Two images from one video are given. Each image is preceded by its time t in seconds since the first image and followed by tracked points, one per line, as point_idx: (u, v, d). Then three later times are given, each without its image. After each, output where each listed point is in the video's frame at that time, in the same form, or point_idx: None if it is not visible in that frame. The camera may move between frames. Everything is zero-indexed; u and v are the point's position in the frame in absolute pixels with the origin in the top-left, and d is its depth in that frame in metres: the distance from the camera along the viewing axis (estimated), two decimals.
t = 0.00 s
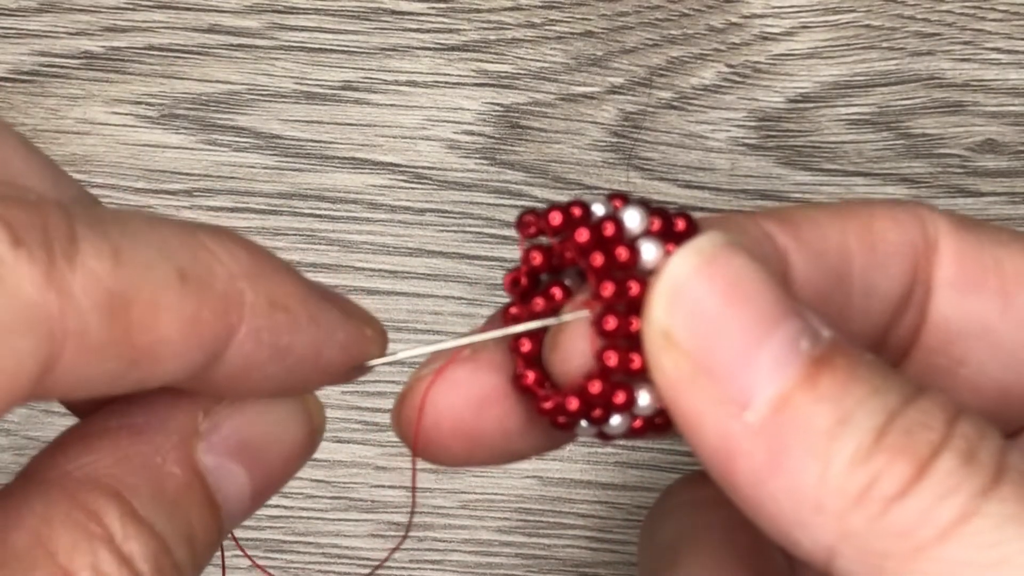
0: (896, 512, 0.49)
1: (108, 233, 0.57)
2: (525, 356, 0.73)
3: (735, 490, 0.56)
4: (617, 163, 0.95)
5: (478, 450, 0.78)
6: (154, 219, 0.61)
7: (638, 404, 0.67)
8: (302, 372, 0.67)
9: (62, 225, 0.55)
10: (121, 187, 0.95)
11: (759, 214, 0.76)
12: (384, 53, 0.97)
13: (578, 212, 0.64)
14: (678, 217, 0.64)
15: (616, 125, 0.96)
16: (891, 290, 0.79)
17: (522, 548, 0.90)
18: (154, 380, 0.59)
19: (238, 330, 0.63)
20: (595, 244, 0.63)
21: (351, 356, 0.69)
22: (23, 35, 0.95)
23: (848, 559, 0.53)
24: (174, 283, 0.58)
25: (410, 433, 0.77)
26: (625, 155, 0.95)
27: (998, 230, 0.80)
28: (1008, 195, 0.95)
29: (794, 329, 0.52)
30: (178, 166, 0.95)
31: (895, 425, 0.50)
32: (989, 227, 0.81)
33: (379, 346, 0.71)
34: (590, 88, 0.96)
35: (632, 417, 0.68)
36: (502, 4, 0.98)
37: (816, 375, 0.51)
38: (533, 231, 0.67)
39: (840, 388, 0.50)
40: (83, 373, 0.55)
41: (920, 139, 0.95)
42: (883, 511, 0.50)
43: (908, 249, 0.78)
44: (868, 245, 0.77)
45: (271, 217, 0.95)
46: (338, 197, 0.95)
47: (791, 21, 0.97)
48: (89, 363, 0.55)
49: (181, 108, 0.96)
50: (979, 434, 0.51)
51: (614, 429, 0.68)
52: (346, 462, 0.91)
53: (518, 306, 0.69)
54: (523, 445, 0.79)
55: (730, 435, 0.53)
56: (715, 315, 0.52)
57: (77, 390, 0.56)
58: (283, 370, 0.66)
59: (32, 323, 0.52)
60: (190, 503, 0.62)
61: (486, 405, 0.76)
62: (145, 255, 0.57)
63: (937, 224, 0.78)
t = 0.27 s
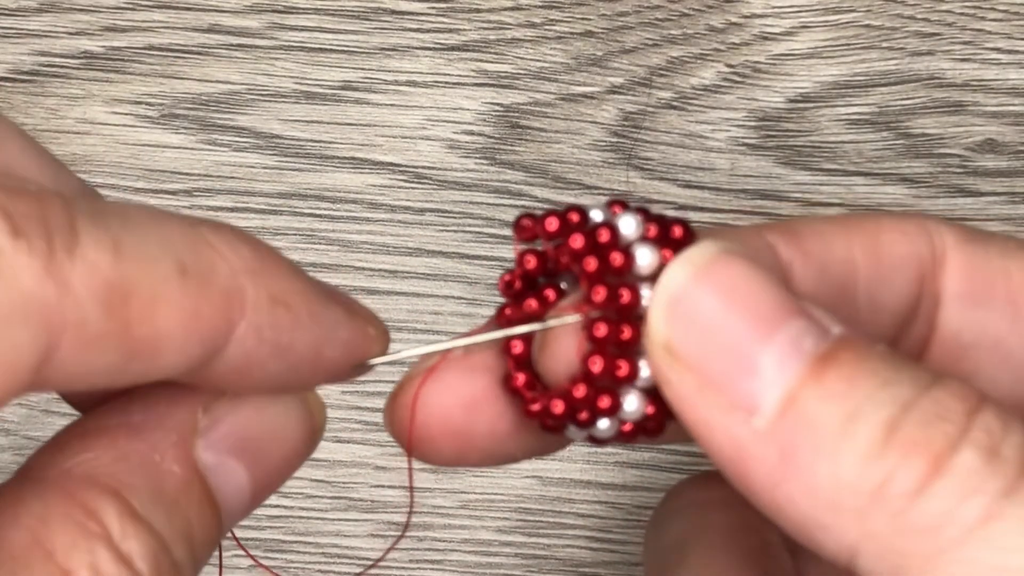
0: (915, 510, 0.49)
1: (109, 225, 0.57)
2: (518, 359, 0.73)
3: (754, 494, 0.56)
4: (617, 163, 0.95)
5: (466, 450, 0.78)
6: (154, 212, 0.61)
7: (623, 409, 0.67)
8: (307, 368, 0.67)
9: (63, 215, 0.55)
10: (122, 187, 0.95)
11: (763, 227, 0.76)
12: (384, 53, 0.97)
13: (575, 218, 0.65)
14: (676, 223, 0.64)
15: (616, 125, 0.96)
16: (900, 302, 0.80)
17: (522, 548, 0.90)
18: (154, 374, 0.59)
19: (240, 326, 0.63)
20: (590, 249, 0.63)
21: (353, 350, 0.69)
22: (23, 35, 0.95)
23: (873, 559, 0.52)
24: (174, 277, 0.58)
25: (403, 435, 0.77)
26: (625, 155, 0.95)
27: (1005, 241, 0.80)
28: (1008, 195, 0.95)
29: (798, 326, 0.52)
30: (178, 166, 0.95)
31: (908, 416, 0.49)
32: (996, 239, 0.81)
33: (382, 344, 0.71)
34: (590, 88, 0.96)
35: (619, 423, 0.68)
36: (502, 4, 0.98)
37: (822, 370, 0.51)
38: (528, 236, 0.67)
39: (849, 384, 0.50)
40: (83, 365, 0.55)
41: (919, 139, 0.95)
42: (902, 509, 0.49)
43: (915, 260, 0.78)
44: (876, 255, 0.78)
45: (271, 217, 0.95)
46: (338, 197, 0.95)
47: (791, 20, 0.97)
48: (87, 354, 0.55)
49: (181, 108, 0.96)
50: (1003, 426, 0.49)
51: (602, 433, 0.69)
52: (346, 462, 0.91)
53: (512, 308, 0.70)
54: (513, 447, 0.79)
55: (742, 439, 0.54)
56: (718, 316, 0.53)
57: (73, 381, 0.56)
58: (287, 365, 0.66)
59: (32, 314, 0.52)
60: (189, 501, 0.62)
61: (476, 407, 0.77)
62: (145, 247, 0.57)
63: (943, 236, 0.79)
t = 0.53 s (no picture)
0: (914, 509, 0.49)
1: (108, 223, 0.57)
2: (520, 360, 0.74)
3: (756, 492, 0.56)
4: (617, 163, 0.95)
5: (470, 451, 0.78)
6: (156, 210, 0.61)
7: (627, 410, 0.67)
8: (302, 366, 0.67)
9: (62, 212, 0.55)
10: (121, 187, 0.95)
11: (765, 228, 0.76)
12: (384, 53, 0.97)
13: (575, 221, 0.65)
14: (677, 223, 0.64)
15: (616, 125, 0.96)
16: (900, 302, 0.80)
17: (522, 548, 0.90)
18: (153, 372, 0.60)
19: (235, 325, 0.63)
20: (591, 252, 0.63)
21: (349, 349, 0.68)
22: (23, 35, 0.95)
23: (873, 558, 0.52)
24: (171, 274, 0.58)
25: (409, 438, 0.77)
26: (625, 155, 0.95)
27: (1007, 242, 0.80)
28: (1008, 195, 0.95)
29: (800, 324, 0.52)
30: (178, 166, 0.95)
31: (908, 416, 0.49)
32: (999, 239, 0.81)
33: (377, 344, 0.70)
34: (590, 88, 0.96)
35: (622, 423, 0.68)
36: (502, 4, 0.98)
37: (822, 369, 0.51)
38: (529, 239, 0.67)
39: (849, 383, 0.50)
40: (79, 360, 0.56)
41: (919, 139, 0.95)
42: (902, 509, 0.49)
43: (916, 262, 0.78)
44: (876, 256, 0.78)
45: (271, 217, 0.95)
46: (338, 197, 0.95)
47: (790, 21, 0.97)
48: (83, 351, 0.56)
49: (181, 108, 0.96)
50: (1003, 425, 0.49)
51: (606, 434, 0.68)
52: (346, 462, 0.91)
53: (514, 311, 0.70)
54: (516, 448, 0.79)
55: (745, 438, 0.54)
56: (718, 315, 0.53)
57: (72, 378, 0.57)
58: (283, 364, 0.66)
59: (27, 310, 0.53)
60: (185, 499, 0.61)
61: (480, 407, 0.77)
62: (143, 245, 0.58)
63: (944, 236, 0.78)
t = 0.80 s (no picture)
0: (880, 505, 0.50)
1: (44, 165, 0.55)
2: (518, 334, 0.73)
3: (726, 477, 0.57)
4: (617, 163, 0.95)
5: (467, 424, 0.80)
6: (99, 155, 0.59)
7: (618, 384, 0.68)
8: (242, 325, 0.66)
9: None
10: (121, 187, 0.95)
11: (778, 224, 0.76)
12: (384, 53, 0.97)
13: (579, 201, 0.65)
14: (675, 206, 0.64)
15: (616, 125, 0.96)
16: (907, 302, 0.80)
17: (522, 548, 0.90)
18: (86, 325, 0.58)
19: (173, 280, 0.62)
20: (586, 229, 0.64)
21: (287, 311, 0.68)
22: (23, 35, 0.95)
23: (834, 548, 0.54)
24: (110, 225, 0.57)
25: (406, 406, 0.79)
26: (625, 155, 0.95)
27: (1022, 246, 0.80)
28: (1008, 195, 0.95)
29: (783, 315, 0.53)
30: (177, 166, 0.95)
31: (882, 412, 0.50)
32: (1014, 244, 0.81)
33: (323, 308, 0.70)
34: (590, 88, 0.96)
35: (616, 400, 0.69)
36: (502, 4, 0.98)
37: (802, 362, 0.52)
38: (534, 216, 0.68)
39: (828, 376, 0.51)
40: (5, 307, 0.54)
41: (919, 139, 0.95)
42: (868, 504, 0.50)
43: (926, 262, 0.78)
44: (887, 254, 0.78)
45: (271, 217, 0.95)
46: (338, 197, 0.95)
47: (790, 21, 0.97)
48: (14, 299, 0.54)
49: (181, 108, 0.96)
50: (976, 432, 0.51)
51: (599, 410, 0.69)
52: (346, 462, 0.90)
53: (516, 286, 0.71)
54: (512, 423, 0.80)
55: (720, 423, 0.54)
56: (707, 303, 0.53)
57: None
58: (221, 324, 0.65)
59: None
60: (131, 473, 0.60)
61: (476, 378, 0.79)
62: (81, 192, 0.56)
63: (956, 239, 0.78)
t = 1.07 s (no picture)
0: (884, 504, 0.50)
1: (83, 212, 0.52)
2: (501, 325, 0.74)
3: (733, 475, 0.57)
4: (617, 163, 0.95)
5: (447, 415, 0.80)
6: (130, 191, 0.56)
7: (597, 379, 0.66)
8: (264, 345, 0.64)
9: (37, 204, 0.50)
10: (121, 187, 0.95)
11: (775, 228, 0.77)
12: (384, 53, 0.97)
13: (568, 197, 0.66)
14: (664, 210, 0.65)
15: (616, 125, 0.96)
16: (903, 308, 0.80)
17: (521, 548, 0.90)
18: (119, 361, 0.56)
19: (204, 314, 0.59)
20: (572, 225, 0.64)
21: (308, 331, 0.65)
22: (22, 35, 0.95)
23: (840, 547, 0.53)
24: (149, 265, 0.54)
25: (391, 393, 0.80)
26: (625, 155, 0.95)
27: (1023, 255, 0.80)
28: (1008, 195, 0.95)
29: (790, 312, 0.53)
30: (177, 166, 0.95)
31: (887, 409, 0.50)
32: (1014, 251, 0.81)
33: (338, 322, 0.68)
34: (590, 88, 0.96)
35: (597, 395, 0.68)
36: (502, 4, 0.98)
37: (809, 359, 0.52)
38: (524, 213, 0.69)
39: (832, 372, 0.52)
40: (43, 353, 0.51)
41: (919, 139, 0.95)
42: (873, 503, 0.50)
43: (921, 271, 0.79)
44: (882, 261, 0.78)
45: (271, 218, 0.95)
46: (338, 197, 0.95)
47: (790, 21, 0.97)
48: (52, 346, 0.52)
49: (181, 108, 0.96)
50: (985, 433, 0.51)
51: (580, 404, 0.69)
52: (346, 462, 0.90)
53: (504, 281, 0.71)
54: (490, 414, 0.81)
55: (724, 420, 0.55)
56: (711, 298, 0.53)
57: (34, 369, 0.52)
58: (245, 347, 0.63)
59: None
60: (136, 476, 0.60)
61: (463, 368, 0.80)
62: (124, 240, 0.53)
63: (955, 247, 0.79)
